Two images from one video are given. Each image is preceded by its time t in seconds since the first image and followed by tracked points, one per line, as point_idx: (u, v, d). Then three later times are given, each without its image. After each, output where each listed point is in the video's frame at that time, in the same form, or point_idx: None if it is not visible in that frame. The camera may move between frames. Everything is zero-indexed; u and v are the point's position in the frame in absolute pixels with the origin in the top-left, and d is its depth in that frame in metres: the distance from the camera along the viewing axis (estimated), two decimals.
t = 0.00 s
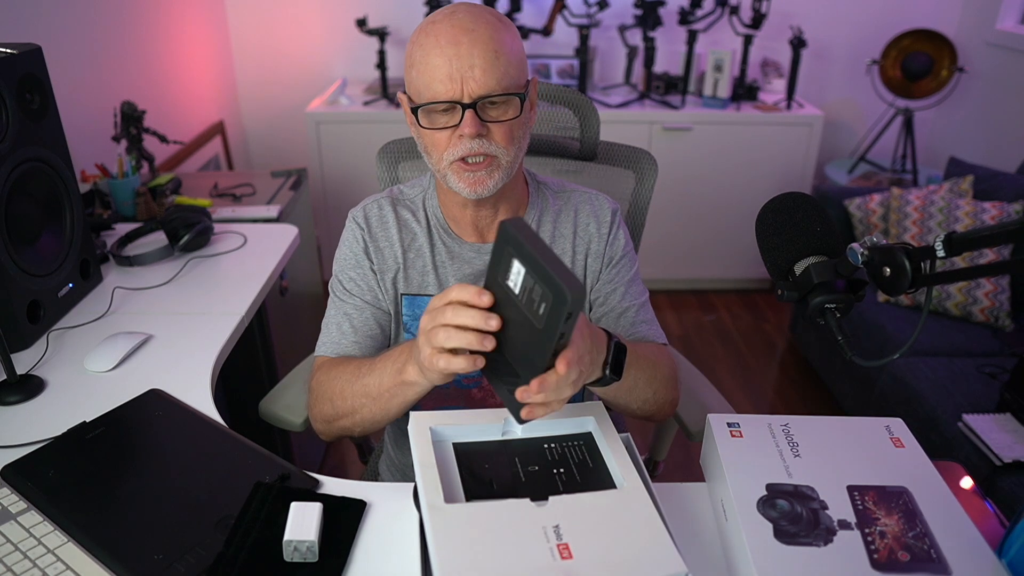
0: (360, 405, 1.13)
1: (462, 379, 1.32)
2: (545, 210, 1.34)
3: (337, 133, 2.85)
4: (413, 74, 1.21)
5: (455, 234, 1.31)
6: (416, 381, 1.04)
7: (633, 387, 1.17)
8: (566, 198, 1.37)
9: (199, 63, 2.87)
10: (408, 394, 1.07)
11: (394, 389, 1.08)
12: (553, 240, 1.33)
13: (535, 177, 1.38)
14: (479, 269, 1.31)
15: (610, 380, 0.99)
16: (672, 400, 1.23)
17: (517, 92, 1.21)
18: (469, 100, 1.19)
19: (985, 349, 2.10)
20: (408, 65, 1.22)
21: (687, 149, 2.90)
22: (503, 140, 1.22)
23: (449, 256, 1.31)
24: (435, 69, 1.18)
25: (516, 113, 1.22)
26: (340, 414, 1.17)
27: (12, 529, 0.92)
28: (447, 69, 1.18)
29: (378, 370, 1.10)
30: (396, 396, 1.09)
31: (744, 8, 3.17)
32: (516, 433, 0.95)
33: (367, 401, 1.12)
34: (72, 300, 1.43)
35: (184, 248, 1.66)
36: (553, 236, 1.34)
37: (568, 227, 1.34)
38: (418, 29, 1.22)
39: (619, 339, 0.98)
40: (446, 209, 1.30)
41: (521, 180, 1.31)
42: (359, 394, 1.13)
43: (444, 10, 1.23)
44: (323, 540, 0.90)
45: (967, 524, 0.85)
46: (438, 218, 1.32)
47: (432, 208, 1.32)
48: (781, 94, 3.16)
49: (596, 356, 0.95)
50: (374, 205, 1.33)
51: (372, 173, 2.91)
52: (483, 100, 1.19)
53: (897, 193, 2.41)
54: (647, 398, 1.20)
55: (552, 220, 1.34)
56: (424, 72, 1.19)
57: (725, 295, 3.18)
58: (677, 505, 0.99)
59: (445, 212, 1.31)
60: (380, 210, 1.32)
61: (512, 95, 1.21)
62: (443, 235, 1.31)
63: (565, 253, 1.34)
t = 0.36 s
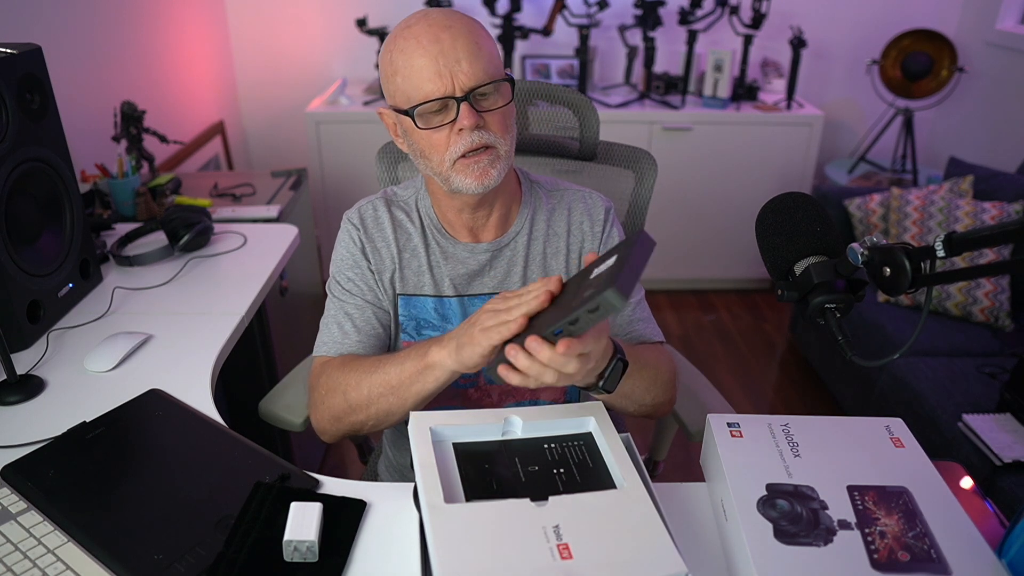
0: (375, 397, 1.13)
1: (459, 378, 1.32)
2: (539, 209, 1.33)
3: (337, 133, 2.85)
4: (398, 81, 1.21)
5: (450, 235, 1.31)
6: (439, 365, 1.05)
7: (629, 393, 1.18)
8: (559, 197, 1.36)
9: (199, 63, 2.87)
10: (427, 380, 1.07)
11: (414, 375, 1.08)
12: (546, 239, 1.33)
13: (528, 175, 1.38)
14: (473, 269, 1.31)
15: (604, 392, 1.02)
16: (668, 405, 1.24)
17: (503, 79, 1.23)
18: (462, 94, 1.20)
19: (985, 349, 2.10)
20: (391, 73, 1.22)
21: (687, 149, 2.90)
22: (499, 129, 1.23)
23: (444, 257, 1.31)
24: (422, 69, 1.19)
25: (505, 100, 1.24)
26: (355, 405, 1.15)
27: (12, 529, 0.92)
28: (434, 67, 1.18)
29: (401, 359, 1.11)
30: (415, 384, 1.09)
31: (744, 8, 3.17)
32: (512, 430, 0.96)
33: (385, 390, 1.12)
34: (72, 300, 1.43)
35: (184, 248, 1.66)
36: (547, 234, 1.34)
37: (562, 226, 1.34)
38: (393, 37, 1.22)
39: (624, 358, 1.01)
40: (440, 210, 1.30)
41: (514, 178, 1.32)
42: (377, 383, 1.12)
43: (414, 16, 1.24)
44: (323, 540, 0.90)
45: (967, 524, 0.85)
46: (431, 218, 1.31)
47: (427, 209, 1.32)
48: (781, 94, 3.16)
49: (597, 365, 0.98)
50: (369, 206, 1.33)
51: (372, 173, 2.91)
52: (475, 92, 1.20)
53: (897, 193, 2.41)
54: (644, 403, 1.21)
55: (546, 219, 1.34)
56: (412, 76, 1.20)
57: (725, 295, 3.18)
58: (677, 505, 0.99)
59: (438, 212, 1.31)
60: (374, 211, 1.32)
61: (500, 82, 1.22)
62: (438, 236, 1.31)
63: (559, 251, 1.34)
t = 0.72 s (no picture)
0: (381, 395, 1.13)
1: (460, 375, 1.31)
2: (538, 207, 1.34)
3: (337, 133, 2.85)
4: (392, 86, 1.21)
5: (449, 233, 1.32)
6: (448, 361, 1.06)
7: (641, 388, 1.18)
8: (559, 194, 1.36)
9: (199, 63, 2.87)
10: (434, 377, 1.08)
11: (421, 372, 1.09)
12: (546, 236, 1.33)
13: (528, 174, 1.38)
14: (473, 267, 1.30)
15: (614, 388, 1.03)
16: (677, 401, 1.24)
17: (496, 79, 1.22)
18: (456, 96, 1.20)
19: (985, 349, 2.10)
20: (384, 79, 1.22)
21: (686, 149, 2.90)
22: (495, 129, 1.23)
23: (444, 254, 1.31)
24: (415, 73, 1.19)
25: (500, 100, 1.24)
26: (358, 403, 1.15)
27: (12, 529, 0.92)
28: (427, 71, 1.18)
29: (408, 356, 1.12)
30: (422, 381, 1.10)
31: (744, 8, 3.17)
32: (512, 426, 0.96)
33: (392, 387, 1.12)
34: (72, 300, 1.43)
35: (184, 248, 1.66)
36: (547, 232, 1.34)
37: (562, 223, 1.34)
38: (385, 41, 1.22)
39: (638, 357, 1.01)
40: (439, 209, 1.31)
41: (512, 177, 1.32)
42: (383, 380, 1.13)
43: (405, 19, 1.24)
44: (323, 540, 0.90)
45: (967, 524, 0.85)
46: (431, 217, 1.31)
47: (426, 208, 1.32)
48: (781, 94, 3.16)
49: (608, 364, 0.99)
50: (369, 206, 1.33)
51: (372, 173, 2.91)
52: (469, 93, 1.20)
53: (897, 193, 2.41)
54: (655, 397, 1.21)
55: (546, 217, 1.34)
56: (405, 80, 1.20)
57: (725, 295, 3.18)
58: (677, 505, 0.99)
59: (438, 211, 1.31)
60: (374, 211, 1.33)
61: (494, 82, 1.22)
62: (438, 234, 1.31)
63: (559, 249, 1.33)
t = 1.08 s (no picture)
0: (379, 393, 1.13)
1: (460, 376, 1.32)
2: (538, 208, 1.34)
3: (337, 133, 2.85)
4: (391, 84, 1.22)
5: (449, 234, 1.31)
6: (446, 355, 1.05)
7: (633, 386, 1.18)
8: (559, 196, 1.37)
9: (199, 63, 2.87)
10: (433, 371, 1.07)
11: (420, 367, 1.08)
12: (546, 237, 1.33)
13: (527, 175, 1.38)
14: (473, 268, 1.30)
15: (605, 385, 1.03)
16: (672, 400, 1.24)
17: (496, 78, 1.23)
18: (455, 95, 1.20)
19: (984, 349, 2.10)
20: (384, 77, 1.22)
21: (686, 149, 2.90)
22: (493, 127, 1.23)
23: (443, 256, 1.31)
24: (414, 72, 1.19)
25: (499, 99, 1.24)
26: (357, 403, 1.15)
27: (12, 529, 0.92)
28: (426, 69, 1.18)
29: (406, 352, 1.11)
30: (421, 376, 1.09)
31: (744, 8, 3.17)
32: (512, 423, 0.96)
33: (390, 384, 1.11)
34: (72, 300, 1.43)
35: (184, 248, 1.66)
36: (547, 233, 1.34)
37: (562, 224, 1.34)
38: (385, 39, 1.22)
39: (628, 352, 1.01)
40: (439, 210, 1.31)
41: (512, 177, 1.32)
42: (381, 378, 1.12)
43: (406, 18, 1.24)
44: (322, 541, 0.90)
45: (967, 524, 0.85)
46: (430, 218, 1.31)
47: (425, 210, 1.32)
48: (781, 94, 3.16)
49: (600, 358, 0.99)
50: (369, 208, 1.33)
51: (372, 173, 2.91)
52: (468, 92, 1.20)
53: (897, 193, 2.41)
54: (648, 396, 1.20)
55: (545, 218, 1.34)
56: (405, 78, 1.20)
57: (725, 295, 3.19)
58: (677, 505, 0.99)
59: (438, 213, 1.31)
60: (374, 212, 1.33)
61: (493, 82, 1.22)
62: (437, 235, 1.31)
63: (558, 250, 1.34)
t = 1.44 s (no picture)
0: (369, 400, 1.13)
1: (455, 380, 1.32)
2: (533, 209, 1.34)
3: (337, 133, 2.85)
4: (383, 88, 1.22)
5: (444, 236, 1.31)
6: (430, 365, 1.05)
7: (628, 387, 1.18)
8: (554, 196, 1.36)
9: (199, 63, 2.87)
10: (417, 380, 1.07)
11: (404, 376, 1.08)
12: (542, 237, 1.33)
13: (523, 175, 1.38)
14: (467, 270, 1.30)
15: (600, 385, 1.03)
16: (669, 400, 1.24)
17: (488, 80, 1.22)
18: (446, 98, 1.19)
19: (984, 349, 2.10)
20: (376, 80, 1.23)
21: (686, 149, 2.90)
22: (486, 130, 1.22)
23: (438, 258, 1.31)
24: (405, 75, 1.19)
25: (491, 101, 1.23)
26: (349, 406, 1.15)
27: (12, 529, 0.92)
28: (417, 72, 1.18)
29: (393, 360, 1.11)
30: (405, 386, 1.09)
31: (744, 8, 3.17)
32: (512, 424, 0.96)
33: (377, 392, 1.12)
34: (72, 300, 1.43)
35: (184, 248, 1.66)
36: (542, 234, 1.33)
37: (557, 225, 1.34)
38: (377, 42, 1.22)
39: (623, 354, 1.01)
40: (433, 211, 1.30)
41: (507, 178, 1.32)
42: (369, 385, 1.12)
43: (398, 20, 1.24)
44: (323, 540, 0.90)
45: (967, 524, 0.85)
46: (425, 221, 1.31)
47: (420, 212, 1.32)
48: (781, 94, 3.16)
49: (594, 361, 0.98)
50: (364, 211, 1.33)
51: (372, 173, 2.91)
52: (460, 95, 1.20)
53: (897, 193, 2.41)
54: (644, 397, 1.21)
55: (540, 219, 1.34)
56: (395, 82, 1.20)
57: (725, 295, 3.19)
58: (677, 505, 0.99)
59: (433, 215, 1.31)
60: (369, 215, 1.33)
61: (485, 84, 1.22)
62: (432, 238, 1.31)
63: (553, 251, 1.33)
